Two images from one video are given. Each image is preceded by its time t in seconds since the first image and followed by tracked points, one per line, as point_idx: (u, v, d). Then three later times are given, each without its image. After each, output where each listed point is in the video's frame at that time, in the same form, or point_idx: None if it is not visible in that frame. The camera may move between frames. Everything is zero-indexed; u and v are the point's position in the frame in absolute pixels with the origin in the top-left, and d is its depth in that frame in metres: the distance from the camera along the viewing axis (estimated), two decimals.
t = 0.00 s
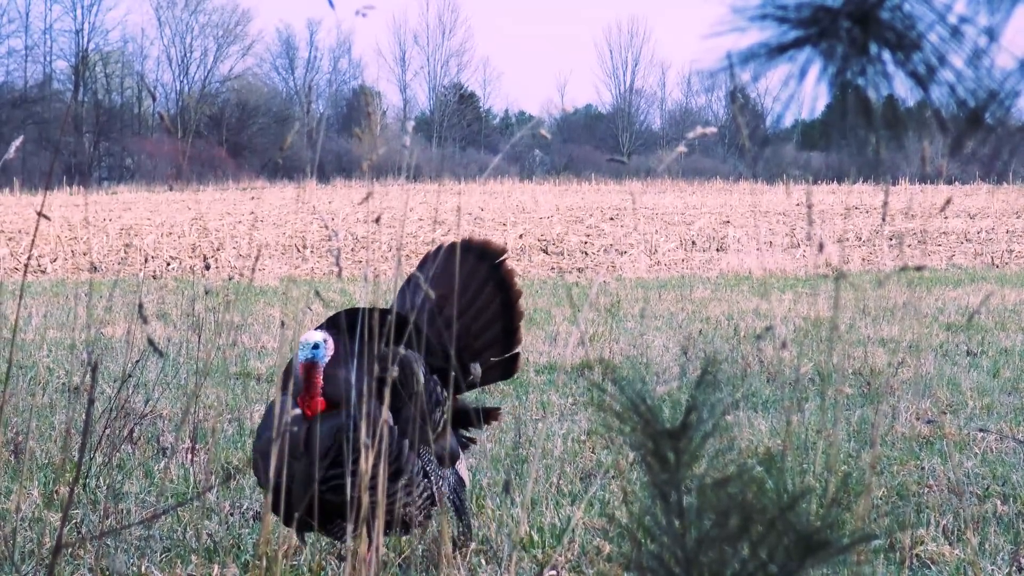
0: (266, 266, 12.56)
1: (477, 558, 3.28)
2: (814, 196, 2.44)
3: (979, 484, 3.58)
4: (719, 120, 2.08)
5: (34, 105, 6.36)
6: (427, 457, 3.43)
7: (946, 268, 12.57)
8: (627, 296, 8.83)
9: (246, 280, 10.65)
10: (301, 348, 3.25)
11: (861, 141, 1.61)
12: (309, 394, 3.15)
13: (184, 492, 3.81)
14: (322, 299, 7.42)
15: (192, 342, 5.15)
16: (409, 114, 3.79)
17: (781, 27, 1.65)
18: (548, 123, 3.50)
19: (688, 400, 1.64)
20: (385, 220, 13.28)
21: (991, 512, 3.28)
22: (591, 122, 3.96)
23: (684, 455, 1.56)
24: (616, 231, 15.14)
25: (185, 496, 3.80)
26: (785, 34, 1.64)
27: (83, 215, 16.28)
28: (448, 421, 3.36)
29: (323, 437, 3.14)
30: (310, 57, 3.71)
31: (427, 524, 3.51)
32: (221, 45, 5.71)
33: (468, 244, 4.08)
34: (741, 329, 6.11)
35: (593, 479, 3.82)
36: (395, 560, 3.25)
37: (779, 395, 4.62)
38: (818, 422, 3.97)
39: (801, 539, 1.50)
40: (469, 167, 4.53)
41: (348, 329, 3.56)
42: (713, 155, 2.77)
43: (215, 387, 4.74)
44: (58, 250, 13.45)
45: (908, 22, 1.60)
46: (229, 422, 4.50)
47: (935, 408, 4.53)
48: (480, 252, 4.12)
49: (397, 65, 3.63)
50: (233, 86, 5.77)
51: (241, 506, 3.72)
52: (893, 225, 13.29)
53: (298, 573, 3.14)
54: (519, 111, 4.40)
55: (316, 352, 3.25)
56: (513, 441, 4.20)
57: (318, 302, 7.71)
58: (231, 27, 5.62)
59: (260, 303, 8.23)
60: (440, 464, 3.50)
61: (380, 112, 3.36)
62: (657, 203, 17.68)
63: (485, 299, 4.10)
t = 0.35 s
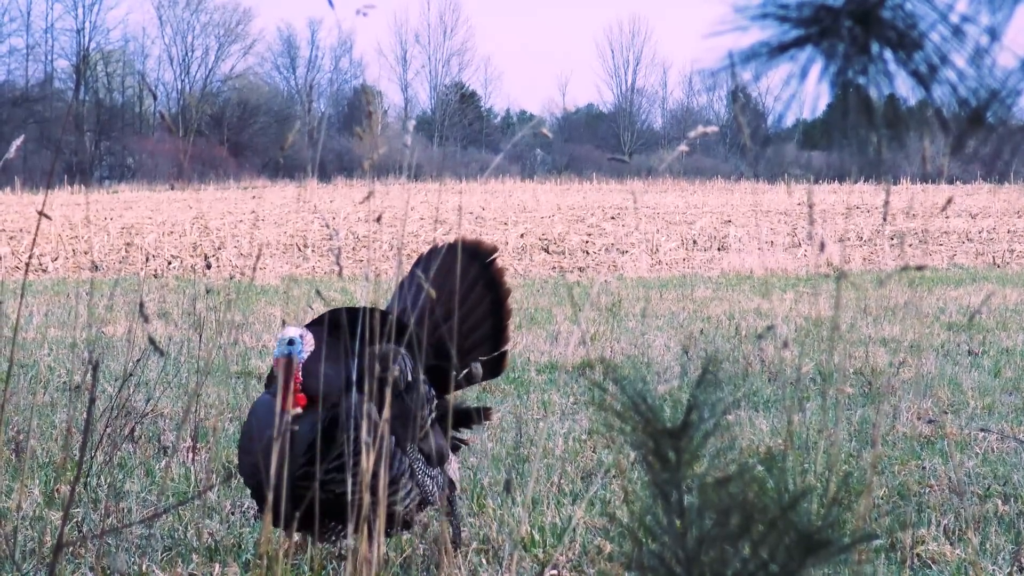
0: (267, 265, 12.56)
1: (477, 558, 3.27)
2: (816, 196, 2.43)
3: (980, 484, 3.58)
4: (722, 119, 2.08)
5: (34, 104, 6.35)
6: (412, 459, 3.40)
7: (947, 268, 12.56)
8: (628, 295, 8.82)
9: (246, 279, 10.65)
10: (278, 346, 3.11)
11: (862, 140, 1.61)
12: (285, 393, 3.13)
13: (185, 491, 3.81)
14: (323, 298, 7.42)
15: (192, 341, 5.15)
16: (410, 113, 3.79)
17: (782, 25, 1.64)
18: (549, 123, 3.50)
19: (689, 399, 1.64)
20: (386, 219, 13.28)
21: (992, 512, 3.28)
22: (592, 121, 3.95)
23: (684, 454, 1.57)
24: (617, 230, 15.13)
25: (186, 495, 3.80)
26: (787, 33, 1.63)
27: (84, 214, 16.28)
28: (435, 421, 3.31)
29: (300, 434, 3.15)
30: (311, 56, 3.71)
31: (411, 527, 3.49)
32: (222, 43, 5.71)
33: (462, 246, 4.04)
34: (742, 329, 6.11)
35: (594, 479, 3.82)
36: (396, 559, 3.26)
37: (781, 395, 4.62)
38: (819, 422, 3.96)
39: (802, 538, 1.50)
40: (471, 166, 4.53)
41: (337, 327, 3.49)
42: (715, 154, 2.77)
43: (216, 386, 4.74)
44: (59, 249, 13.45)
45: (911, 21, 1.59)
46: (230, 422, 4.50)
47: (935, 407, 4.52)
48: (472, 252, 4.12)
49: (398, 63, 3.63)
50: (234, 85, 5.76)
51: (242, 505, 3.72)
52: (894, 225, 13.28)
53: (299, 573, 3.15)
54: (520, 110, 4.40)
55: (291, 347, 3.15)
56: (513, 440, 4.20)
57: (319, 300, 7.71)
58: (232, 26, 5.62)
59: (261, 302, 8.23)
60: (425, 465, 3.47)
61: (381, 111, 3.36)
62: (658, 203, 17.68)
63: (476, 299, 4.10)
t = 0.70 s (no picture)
0: (279, 265, 12.60)
1: (490, 558, 3.27)
2: (828, 196, 2.42)
3: (992, 485, 3.56)
4: (733, 120, 2.08)
5: (47, 104, 6.38)
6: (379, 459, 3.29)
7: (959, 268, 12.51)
8: (640, 295, 8.82)
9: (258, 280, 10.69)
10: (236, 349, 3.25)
11: (874, 140, 1.61)
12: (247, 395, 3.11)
13: (197, 491, 3.83)
14: (335, 298, 7.44)
15: (204, 341, 5.17)
16: (422, 113, 3.80)
17: (793, 26, 1.64)
18: (560, 123, 3.50)
19: (701, 399, 1.64)
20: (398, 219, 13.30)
21: (1004, 512, 3.27)
22: (604, 121, 3.95)
23: (696, 454, 1.57)
24: (629, 230, 15.12)
25: (198, 495, 3.81)
26: (798, 34, 1.63)
27: (96, 214, 16.35)
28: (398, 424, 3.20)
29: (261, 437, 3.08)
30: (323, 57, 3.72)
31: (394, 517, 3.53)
32: (234, 43, 5.73)
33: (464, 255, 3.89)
34: (753, 329, 6.10)
35: (606, 479, 3.82)
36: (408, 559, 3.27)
37: (792, 395, 4.61)
38: (830, 422, 3.95)
39: (814, 538, 1.50)
40: (482, 166, 4.53)
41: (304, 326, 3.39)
42: (726, 154, 2.76)
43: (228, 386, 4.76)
44: (70, 249, 13.53)
45: (922, 21, 1.57)
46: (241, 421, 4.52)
47: (948, 408, 4.51)
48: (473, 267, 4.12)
49: (410, 63, 3.64)
50: (246, 86, 5.78)
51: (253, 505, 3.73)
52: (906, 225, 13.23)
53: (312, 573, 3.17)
54: (531, 111, 4.40)
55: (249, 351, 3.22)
56: (525, 440, 4.20)
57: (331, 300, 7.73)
58: (243, 27, 5.64)
59: (273, 302, 8.26)
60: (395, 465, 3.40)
61: (392, 112, 3.37)
62: (670, 203, 17.66)
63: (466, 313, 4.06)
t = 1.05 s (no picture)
0: (305, 264, 12.68)
1: (516, 558, 3.28)
2: (854, 195, 2.41)
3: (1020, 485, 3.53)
4: (759, 119, 2.07)
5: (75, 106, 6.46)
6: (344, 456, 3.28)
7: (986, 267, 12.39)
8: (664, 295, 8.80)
9: (283, 280, 10.76)
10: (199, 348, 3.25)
11: (900, 140, 1.62)
12: (211, 394, 3.15)
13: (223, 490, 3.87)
14: (360, 298, 7.49)
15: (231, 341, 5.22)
16: (448, 113, 3.82)
17: (820, 25, 1.62)
18: (585, 123, 3.50)
19: (727, 399, 1.64)
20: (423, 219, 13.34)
21: None
22: (629, 121, 3.95)
23: (723, 454, 1.57)
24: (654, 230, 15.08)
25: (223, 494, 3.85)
26: (824, 33, 1.62)
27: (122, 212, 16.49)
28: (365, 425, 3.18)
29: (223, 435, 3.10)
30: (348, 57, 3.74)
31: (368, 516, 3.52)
32: (260, 43, 5.78)
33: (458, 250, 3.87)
34: (779, 329, 6.08)
35: (631, 479, 3.81)
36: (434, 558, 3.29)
37: (817, 395, 4.59)
38: (856, 422, 3.93)
39: (841, 539, 1.50)
40: (508, 166, 4.54)
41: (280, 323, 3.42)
42: (752, 154, 2.75)
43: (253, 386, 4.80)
44: (97, 249, 13.69)
45: (948, 21, 1.54)
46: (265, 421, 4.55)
47: (974, 408, 4.48)
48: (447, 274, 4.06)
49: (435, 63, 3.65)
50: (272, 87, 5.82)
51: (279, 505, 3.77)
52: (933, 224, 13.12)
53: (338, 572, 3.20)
54: (557, 111, 4.41)
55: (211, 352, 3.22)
56: (550, 440, 4.21)
57: (355, 300, 7.77)
58: (270, 27, 5.68)
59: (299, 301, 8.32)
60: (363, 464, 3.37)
61: (417, 112, 3.38)
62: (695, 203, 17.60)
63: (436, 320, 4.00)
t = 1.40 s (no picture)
0: (337, 264, 12.77)
1: (548, 557, 3.29)
2: (887, 194, 2.40)
3: None
4: (791, 120, 2.07)
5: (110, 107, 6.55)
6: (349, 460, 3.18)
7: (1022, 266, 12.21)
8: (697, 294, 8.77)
9: (315, 279, 10.86)
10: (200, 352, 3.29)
11: (932, 139, 1.61)
12: (211, 395, 3.14)
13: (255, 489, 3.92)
14: (393, 298, 7.54)
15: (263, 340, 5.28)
16: (481, 112, 3.84)
17: (852, 25, 1.63)
18: (618, 123, 3.51)
19: (759, 399, 1.65)
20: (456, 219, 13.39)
21: None
22: (661, 120, 3.95)
23: (755, 453, 1.58)
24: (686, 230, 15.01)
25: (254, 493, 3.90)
26: (856, 33, 1.62)
27: (155, 212, 16.67)
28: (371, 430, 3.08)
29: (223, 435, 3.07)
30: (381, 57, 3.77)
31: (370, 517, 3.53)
32: (293, 43, 5.84)
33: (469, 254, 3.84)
34: (811, 329, 6.04)
35: (664, 479, 3.82)
36: (465, 558, 3.31)
37: (850, 394, 4.56)
38: (888, 421, 3.91)
39: (873, 539, 1.49)
40: (540, 166, 4.56)
41: (312, 323, 3.36)
42: (784, 153, 2.75)
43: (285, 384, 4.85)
44: (129, 248, 13.89)
45: (980, 20, 1.53)
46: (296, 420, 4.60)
47: (1009, 408, 4.43)
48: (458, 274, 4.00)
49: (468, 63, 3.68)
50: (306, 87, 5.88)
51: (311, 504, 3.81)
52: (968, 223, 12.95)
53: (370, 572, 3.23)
54: (589, 110, 4.41)
55: (209, 355, 3.24)
56: (583, 439, 4.22)
57: (388, 300, 7.82)
58: (303, 27, 5.74)
59: (331, 301, 8.39)
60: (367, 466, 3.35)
61: (450, 112, 3.41)
62: (727, 203, 17.52)
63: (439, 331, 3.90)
